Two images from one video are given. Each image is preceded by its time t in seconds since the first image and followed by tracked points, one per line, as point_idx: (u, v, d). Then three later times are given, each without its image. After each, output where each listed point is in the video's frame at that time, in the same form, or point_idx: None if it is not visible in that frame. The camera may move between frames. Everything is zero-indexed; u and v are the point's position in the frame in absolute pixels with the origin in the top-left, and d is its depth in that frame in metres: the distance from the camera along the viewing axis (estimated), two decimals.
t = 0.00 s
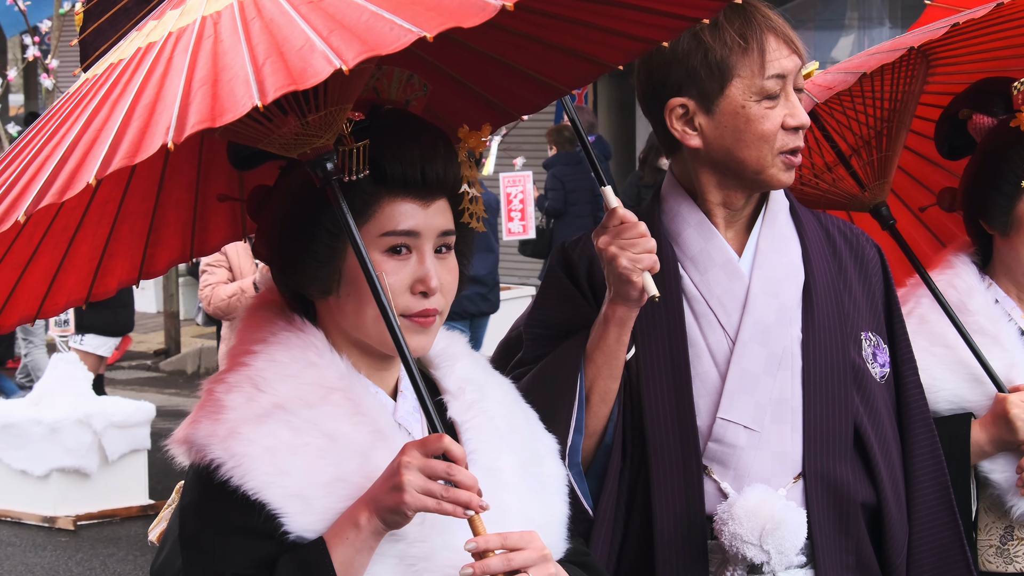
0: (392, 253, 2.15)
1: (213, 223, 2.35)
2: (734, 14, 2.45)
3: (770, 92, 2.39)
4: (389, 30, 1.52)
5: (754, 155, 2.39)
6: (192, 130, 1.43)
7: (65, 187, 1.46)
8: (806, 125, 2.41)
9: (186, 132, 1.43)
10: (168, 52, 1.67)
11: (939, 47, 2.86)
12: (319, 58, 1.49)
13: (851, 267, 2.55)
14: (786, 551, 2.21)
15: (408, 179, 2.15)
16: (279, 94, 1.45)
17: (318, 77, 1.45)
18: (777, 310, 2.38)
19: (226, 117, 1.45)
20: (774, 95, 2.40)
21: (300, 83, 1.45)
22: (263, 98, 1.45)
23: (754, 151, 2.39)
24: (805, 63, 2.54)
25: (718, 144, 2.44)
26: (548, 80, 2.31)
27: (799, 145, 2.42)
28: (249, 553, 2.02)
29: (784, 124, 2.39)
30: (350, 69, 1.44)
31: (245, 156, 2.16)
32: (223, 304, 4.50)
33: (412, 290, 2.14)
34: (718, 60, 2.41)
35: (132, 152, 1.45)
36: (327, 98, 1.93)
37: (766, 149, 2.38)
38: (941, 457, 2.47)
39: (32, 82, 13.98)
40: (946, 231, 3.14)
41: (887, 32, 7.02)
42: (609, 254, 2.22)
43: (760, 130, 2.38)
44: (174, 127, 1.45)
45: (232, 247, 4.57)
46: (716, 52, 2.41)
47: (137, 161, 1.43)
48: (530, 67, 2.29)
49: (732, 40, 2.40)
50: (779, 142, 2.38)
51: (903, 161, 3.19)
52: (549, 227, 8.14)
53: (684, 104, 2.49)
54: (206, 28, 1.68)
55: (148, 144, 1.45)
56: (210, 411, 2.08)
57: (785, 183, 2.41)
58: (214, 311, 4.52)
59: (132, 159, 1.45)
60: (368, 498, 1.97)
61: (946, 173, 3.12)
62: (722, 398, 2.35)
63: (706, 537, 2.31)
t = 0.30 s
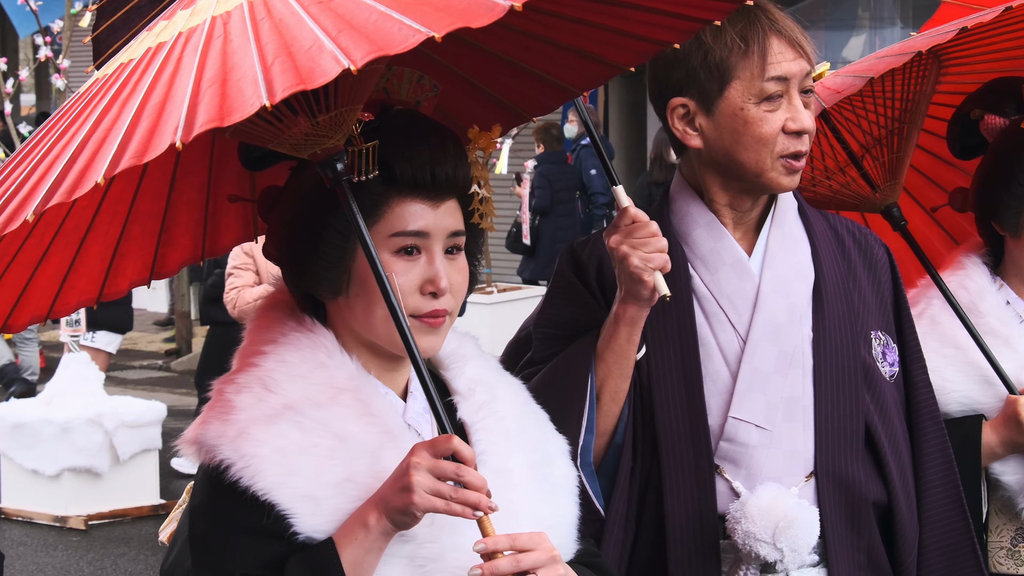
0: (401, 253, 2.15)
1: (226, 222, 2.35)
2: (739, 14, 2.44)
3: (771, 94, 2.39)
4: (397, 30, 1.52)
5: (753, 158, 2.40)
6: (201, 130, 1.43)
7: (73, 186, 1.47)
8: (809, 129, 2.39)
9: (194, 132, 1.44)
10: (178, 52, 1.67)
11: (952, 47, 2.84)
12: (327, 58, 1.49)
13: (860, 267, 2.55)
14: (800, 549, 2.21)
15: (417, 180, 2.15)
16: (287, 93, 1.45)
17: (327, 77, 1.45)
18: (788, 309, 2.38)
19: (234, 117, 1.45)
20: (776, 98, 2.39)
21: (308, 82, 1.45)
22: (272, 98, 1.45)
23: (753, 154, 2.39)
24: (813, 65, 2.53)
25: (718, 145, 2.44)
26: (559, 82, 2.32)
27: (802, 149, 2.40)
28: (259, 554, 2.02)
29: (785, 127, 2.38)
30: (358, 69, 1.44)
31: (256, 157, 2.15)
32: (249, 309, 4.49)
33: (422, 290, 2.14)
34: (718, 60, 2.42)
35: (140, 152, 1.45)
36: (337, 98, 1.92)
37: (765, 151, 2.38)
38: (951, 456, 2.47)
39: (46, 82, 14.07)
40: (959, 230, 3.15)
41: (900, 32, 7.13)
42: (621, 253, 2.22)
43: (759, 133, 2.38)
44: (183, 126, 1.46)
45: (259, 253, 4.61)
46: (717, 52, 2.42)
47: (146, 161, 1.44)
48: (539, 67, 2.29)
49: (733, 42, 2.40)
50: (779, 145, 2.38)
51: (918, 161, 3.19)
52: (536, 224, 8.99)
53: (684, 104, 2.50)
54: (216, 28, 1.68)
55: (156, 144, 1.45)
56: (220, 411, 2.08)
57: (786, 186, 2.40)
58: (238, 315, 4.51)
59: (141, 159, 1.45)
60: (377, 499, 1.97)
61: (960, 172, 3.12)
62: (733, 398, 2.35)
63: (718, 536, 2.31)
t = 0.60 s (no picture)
0: (413, 254, 2.15)
1: (241, 222, 2.35)
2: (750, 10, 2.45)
3: (772, 88, 2.38)
4: (409, 32, 1.51)
5: (751, 152, 2.39)
6: (211, 130, 1.43)
7: (84, 187, 1.46)
8: (811, 128, 2.37)
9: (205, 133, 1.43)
10: (190, 53, 1.67)
11: (965, 49, 2.84)
12: (338, 60, 1.49)
13: (871, 266, 2.54)
14: (819, 548, 2.20)
15: (428, 181, 2.15)
16: (298, 95, 1.45)
17: (337, 79, 1.45)
18: (801, 308, 2.37)
19: (245, 118, 1.45)
20: (778, 92, 2.38)
21: (319, 84, 1.45)
22: (282, 99, 1.45)
23: (752, 147, 2.39)
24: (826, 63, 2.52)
25: (719, 137, 2.45)
26: (574, 83, 2.31)
27: (803, 147, 2.38)
28: (269, 555, 2.02)
29: (786, 123, 2.37)
30: (368, 71, 1.43)
31: (269, 157, 2.15)
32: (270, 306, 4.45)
33: (433, 292, 2.14)
34: (722, 52, 2.42)
35: (151, 153, 1.45)
36: (350, 99, 1.92)
37: (764, 146, 2.38)
38: (964, 454, 2.46)
39: (59, 82, 14.14)
40: (970, 231, 3.12)
41: (912, 32, 7.03)
42: (636, 254, 2.22)
43: (758, 126, 2.38)
44: (193, 128, 1.46)
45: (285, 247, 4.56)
46: (722, 44, 2.42)
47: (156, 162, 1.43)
48: (554, 69, 2.28)
49: (740, 35, 2.41)
50: (778, 141, 2.37)
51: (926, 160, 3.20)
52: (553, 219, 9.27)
53: (690, 95, 2.50)
54: (228, 29, 1.68)
55: (167, 144, 1.45)
56: (232, 412, 2.09)
57: (784, 184, 2.39)
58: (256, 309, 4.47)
59: (152, 160, 1.45)
60: (387, 500, 1.96)
61: (969, 172, 3.12)
62: (749, 397, 2.34)
63: (737, 536, 2.31)
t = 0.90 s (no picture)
0: (424, 256, 2.15)
1: (256, 221, 2.35)
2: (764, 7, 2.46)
3: (783, 84, 2.39)
4: (417, 34, 1.50)
5: (760, 147, 2.39)
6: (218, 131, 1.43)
7: (92, 188, 1.46)
8: (821, 125, 2.37)
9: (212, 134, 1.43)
10: (201, 53, 1.67)
11: (978, 49, 2.84)
12: (346, 62, 1.49)
13: (884, 265, 2.55)
14: (835, 547, 2.21)
15: (440, 183, 2.15)
16: (305, 97, 1.45)
17: (344, 82, 1.45)
18: (816, 309, 2.37)
19: (252, 120, 1.45)
20: (788, 87, 2.39)
21: (326, 87, 1.45)
22: (289, 101, 1.45)
23: (761, 143, 2.39)
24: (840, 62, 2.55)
25: (728, 132, 2.46)
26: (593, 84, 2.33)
27: (814, 144, 2.38)
28: (281, 554, 2.03)
29: (795, 120, 2.37)
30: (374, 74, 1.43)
31: (284, 157, 2.16)
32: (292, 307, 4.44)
33: (445, 293, 2.14)
34: (733, 46, 2.43)
35: (159, 154, 1.45)
36: (361, 99, 1.92)
37: (772, 141, 2.38)
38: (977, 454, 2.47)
39: (71, 83, 14.22)
40: (982, 231, 3.11)
41: (924, 32, 7.17)
42: (653, 253, 2.22)
43: (767, 122, 2.38)
44: (200, 130, 1.45)
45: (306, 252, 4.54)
46: (733, 38, 2.43)
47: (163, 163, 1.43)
48: (573, 69, 2.29)
49: (751, 31, 2.42)
50: (787, 137, 2.37)
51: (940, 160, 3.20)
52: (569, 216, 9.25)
53: (701, 89, 2.51)
54: (239, 29, 1.69)
55: (174, 146, 1.45)
56: (244, 411, 2.09)
57: (793, 181, 2.40)
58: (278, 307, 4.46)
59: (159, 161, 1.45)
60: (399, 500, 1.96)
61: (982, 171, 3.12)
62: (765, 397, 2.34)
63: (751, 536, 2.31)
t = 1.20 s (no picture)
0: (438, 255, 2.16)
1: (271, 221, 2.37)
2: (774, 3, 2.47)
3: (789, 77, 2.40)
4: (433, 32, 1.50)
5: (765, 140, 2.41)
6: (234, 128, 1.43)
7: (109, 182, 1.47)
8: (827, 118, 2.37)
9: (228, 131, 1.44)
10: (217, 51, 1.68)
11: (985, 48, 2.84)
12: (362, 60, 1.50)
13: (895, 265, 2.57)
14: (848, 546, 2.22)
15: (454, 182, 2.17)
16: (321, 94, 1.45)
17: (361, 79, 1.45)
18: (828, 308, 2.39)
19: (268, 117, 1.45)
20: (794, 81, 2.40)
21: (342, 84, 1.46)
22: (305, 99, 1.45)
23: (765, 135, 2.41)
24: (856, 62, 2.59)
25: (736, 126, 2.48)
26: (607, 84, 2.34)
27: (822, 139, 2.38)
28: (294, 552, 2.04)
29: (800, 113, 2.38)
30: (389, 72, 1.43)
31: (298, 156, 2.17)
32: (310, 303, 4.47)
33: (458, 293, 2.15)
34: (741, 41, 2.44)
35: (175, 150, 1.45)
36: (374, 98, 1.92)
37: (777, 134, 2.39)
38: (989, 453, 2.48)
39: (81, 84, 14.27)
40: (993, 230, 3.12)
41: (935, 32, 7.22)
42: (665, 253, 2.23)
43: (773, 115, 2.39)
44: (216, 126, 1.46)
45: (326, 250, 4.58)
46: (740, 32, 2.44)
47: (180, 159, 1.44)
48: (588, 70, 2.31)
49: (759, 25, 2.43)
50: (792, 130, 2.38)
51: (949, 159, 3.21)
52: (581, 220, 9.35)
53: (710, 85, 2.52)
54: (256, 27, 1.70)
55: (190, 142, 1.45)
56: (258, 410, 2.10)
57: (798, 174, 2.41)
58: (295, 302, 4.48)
59: (176, 157, 1.45)
60: (412, 499, 1.97)
61: (993, 171, 3.13)
62: (777, 396, 2.35)
63: (764, 535, 2.32)
